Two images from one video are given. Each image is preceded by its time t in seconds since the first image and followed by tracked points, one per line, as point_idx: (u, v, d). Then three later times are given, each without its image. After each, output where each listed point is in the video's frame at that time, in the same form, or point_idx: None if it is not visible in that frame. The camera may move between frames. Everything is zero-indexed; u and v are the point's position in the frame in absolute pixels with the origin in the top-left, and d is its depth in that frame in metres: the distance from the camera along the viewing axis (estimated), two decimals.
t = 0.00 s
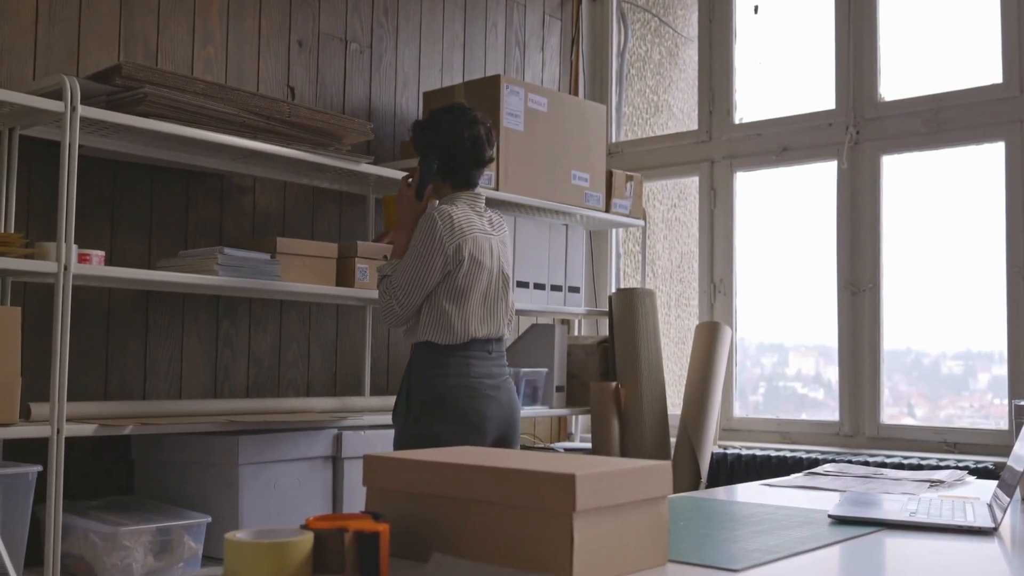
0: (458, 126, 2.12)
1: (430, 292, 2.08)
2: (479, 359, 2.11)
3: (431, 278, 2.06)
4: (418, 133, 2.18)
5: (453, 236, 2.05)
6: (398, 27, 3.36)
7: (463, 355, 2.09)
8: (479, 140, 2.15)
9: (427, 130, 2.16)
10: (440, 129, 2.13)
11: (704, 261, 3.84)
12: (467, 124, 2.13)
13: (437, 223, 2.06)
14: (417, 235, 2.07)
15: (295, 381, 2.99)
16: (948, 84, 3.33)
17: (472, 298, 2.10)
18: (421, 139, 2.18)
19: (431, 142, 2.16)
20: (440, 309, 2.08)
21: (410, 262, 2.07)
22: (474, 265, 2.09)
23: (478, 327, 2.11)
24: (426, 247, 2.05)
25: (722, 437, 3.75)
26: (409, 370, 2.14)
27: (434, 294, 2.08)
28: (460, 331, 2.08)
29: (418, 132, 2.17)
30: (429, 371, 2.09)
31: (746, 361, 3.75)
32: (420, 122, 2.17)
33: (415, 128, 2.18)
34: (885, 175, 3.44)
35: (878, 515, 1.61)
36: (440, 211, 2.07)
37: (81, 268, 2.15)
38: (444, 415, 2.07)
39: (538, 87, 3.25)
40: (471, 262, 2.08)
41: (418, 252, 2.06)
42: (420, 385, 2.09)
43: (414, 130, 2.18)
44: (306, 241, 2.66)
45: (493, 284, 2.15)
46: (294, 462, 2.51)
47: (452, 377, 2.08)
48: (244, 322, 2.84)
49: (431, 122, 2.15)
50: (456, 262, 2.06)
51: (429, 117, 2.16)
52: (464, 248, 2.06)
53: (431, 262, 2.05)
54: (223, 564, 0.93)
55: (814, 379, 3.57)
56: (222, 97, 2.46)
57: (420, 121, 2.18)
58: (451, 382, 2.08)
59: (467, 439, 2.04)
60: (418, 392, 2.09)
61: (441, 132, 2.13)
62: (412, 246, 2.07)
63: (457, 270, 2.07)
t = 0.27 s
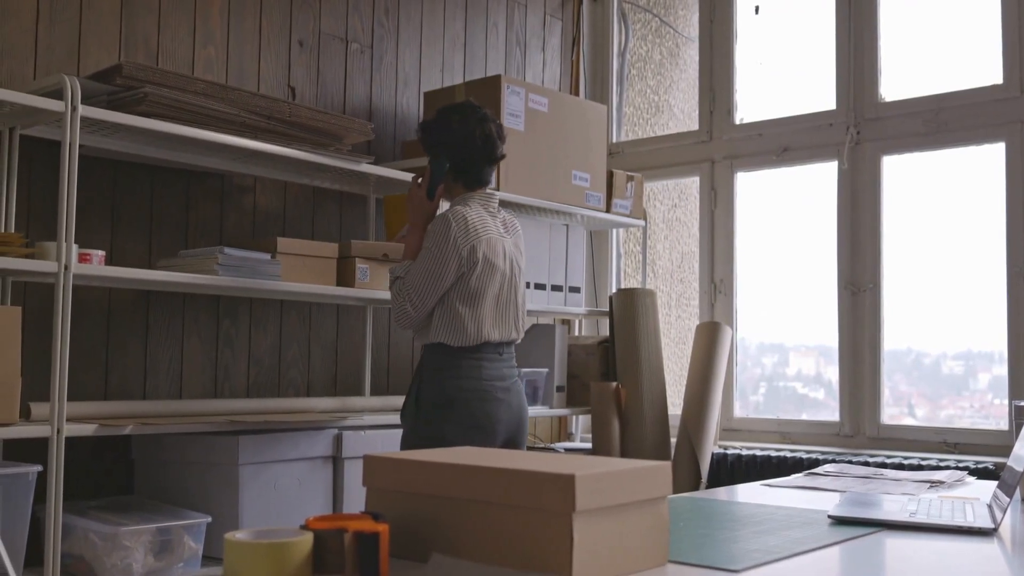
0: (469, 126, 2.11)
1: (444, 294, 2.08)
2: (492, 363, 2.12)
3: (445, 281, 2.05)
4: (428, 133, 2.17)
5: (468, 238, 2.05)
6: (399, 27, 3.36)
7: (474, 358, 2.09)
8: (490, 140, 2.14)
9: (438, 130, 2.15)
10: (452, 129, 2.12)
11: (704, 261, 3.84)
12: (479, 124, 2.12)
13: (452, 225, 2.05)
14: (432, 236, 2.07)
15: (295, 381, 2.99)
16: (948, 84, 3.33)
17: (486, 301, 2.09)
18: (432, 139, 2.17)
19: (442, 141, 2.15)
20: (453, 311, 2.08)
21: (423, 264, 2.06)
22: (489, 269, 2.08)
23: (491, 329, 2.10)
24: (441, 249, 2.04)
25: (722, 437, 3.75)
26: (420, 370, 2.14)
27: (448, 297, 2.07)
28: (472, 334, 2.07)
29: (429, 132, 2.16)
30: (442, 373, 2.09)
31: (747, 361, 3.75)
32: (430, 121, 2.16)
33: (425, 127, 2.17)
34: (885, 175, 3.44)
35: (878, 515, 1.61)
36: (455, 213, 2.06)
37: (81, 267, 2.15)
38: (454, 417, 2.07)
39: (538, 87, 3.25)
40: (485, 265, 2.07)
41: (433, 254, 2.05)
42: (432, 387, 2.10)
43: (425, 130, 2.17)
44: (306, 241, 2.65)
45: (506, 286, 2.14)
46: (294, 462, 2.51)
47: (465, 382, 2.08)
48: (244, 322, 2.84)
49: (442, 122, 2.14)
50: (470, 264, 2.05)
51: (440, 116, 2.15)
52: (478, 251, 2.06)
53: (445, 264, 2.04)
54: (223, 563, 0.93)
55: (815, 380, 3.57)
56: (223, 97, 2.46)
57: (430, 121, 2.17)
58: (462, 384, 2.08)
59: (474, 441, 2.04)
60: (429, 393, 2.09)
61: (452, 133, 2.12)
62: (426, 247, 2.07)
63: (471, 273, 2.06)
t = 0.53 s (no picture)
0: (491, 126, 2.11)
1: (468, 295, 2.07)
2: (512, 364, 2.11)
3: (471, 281, 2.05)
4: (449, 132, 2.16)
5: (493, 239, 2.05)
6: (397, 27, 3.36)
7: (497, 361, 2.09)
8: (512, 139, 2.14)
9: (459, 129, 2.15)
10: (474, 129, 2.12)
11: (703, 261, 3.84)
12: (503, 125, 2.12)
13: (477, 225, 2.05)
14: (455, 234, 2.07)
15: (293, 381, 2.99)
16: (946, 85, 3.33)
17: (509, 301, 2.09)
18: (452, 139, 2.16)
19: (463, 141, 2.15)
20: (477, 312, 2.07)
21: (448, 264, 2.06)
22: (513, 269, 2.09)
23: (514, 330, 2.11)
24: (468, 249, 2.04)
25: (720, 438, 3.75)
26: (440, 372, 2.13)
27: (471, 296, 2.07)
28: (496, 335, 2.07)
29: (451, 131, 2.15)
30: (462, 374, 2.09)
31: (745, 362, 3.75)
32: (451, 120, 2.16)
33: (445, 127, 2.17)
34: (883, 176, 3.44)
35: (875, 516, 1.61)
36: (481, 214, 2.07)
37: (79, 267, 2.15)
38: (475, 420, 2.06)
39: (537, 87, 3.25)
40: (509, 265, 2.08)
41: (460, 255, 2.04)
42: (452, 388, 2.09)
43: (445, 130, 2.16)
44: (303, 241, 2.65)
45: (527, 287, 2.15)
46: (292, 462, 2.51)
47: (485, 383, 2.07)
48: (242, 322, 2.84)
49: (463, 121, 2.13)
50: (495, 264, 2.06)
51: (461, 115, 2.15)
52: (503, 250, 2.06)
53: (472, 264, 2.04)
54: (219, 564, 0.93)
55: (813, 380, 3.57)
56: (222, 97, 2.46)
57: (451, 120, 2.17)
58: (485, 387, 2.07)
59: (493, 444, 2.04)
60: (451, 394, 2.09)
61: (474, 132, 2.11)
62: (451, 247, 2.06)
63: (495, 273, 2.07)
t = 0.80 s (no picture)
0: (504, 122, 2.10)
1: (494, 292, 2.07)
2: (525, 360, 2.11)
3: (499, 279, 2.04)
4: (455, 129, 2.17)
5: (520, 236, 2.06)
6: (392, 27, 3.36)
7: (521, 359, 2.10)
8: (522, 133, 2.13)
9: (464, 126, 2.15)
10: (478, 124, 2.11)
11: (697, 262, 3.84)
12: (517, 120, 2.12)
13: (505, 222, 2.05)
14: (481, 232, 2.05)
15: (288, 381, 2.99)
16: (940, 85, 3.33)
17: (530, 297, 2.11)
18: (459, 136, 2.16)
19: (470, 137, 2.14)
20: (503, 308, 2.08)
21: (476, 262, 2.03)
22: (535, 266, 2.11)
23: (537, 325, 2.13)
24: (496, 246, 2.03)
25: (715, 437, 3.76)
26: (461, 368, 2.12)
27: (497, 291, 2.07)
28: (522, 329, 2.09)
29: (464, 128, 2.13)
30: (474, 371, 2.09)
31: (740, 362, 3.75)
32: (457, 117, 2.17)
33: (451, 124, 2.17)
34: (878, 176, 3.45)
35: (868, 516, 1.61)
36: (506, 210, 2.07)
37: (73, 267, 2.14)
38: (503, 418, 2.07)
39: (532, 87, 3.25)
40: (533, 260, 2.10)
41: (489, 252, 2.03)
42: (464, 387, 2.09)
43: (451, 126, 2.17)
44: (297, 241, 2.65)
45: (546, 282, 2.17)
46: (286, 462, 2.51)
47: (497, 380, 2.08)
48: (236, 322, 2.84)
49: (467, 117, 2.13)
50: (521, 261, 2.07)
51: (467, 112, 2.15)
52: (529, 247, 2.08)
53: (501, 262, 2.04)
54: (211, 565, 0.93)
55: (808, 380, 3.57)
56: (216, 96, 2.46)
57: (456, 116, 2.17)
58: (510, 385, 2.08)
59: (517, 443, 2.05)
60: (461, 390, 2.10)
61: (489, 128, 2.09)
62: (477, 245, 2.05)
63: (521, 269, 2.08)
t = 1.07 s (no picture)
0: (515, 120, 2.10)
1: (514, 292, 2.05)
2: (538, 360, 2.15)
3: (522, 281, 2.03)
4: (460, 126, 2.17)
5: (542, 238, 2.05)
6: (388, 27, 3.36)
7: (536, 359, 2.13)
8: (532, 131, 2.13)
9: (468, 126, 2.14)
10: (483, 122, 2.11)
11: (693, 262, 3.84)
12: (527, 119, 2.13)
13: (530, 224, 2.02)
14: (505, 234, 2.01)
15: (284, 381, 2.99)
16: (935, 86, 3.34)
17: (546, 298, 2.12)
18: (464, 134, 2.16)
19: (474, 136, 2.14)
20: (522, 308, 2.08)
21: (502, 264, 2.00)
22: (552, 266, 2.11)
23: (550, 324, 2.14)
24: (522, 248, 2.00)
25: (711, 438, 3.76)
26: (479, 367, 2.10)
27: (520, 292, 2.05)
28: (538, 328, 2.10)
29: (473, 127, 2.12)
30: (488, 369, 2.09)
31: (737, 362, 3.75)
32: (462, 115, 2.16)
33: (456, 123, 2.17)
34: (873, 176, 3.45)
35: (862, 515, 1.61)
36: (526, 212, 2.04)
37: (68, 267, 2.14)
38: (523, 418, 2.11)
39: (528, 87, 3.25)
40: (550, 262, 2.09)
41: (516, 253, 1.99)
42: (482, 386, 2.10)
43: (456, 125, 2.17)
44: (292, 241, 2.65)
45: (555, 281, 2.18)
46: (281, 462, 2.51)
47: (513, 376, 2.10)
48: (232, 322, 2.84)
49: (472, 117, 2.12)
50: (541, 263, 2.07)
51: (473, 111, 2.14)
52: (548, 248, 2.07)
53: (526, 264, 2.02)
54: (205, 565, 0.93)
55: (804, 380, 3.58)
56: (212, 96, 2.46)
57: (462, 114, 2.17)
58: (530, 386, 2.11)
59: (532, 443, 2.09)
60: (482, 392, 2.10)
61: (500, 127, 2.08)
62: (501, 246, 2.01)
63: (540, 270, 2.07)
